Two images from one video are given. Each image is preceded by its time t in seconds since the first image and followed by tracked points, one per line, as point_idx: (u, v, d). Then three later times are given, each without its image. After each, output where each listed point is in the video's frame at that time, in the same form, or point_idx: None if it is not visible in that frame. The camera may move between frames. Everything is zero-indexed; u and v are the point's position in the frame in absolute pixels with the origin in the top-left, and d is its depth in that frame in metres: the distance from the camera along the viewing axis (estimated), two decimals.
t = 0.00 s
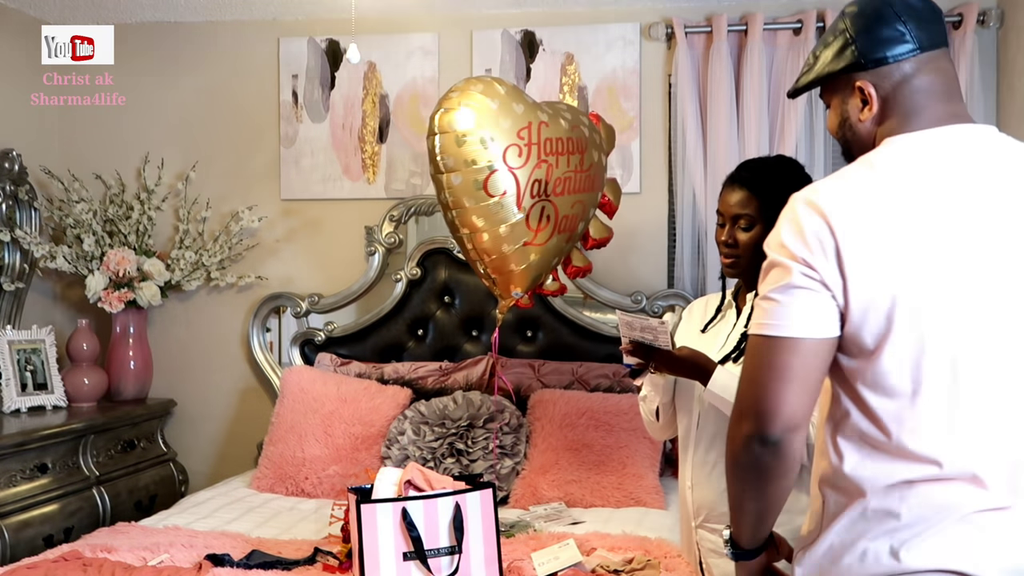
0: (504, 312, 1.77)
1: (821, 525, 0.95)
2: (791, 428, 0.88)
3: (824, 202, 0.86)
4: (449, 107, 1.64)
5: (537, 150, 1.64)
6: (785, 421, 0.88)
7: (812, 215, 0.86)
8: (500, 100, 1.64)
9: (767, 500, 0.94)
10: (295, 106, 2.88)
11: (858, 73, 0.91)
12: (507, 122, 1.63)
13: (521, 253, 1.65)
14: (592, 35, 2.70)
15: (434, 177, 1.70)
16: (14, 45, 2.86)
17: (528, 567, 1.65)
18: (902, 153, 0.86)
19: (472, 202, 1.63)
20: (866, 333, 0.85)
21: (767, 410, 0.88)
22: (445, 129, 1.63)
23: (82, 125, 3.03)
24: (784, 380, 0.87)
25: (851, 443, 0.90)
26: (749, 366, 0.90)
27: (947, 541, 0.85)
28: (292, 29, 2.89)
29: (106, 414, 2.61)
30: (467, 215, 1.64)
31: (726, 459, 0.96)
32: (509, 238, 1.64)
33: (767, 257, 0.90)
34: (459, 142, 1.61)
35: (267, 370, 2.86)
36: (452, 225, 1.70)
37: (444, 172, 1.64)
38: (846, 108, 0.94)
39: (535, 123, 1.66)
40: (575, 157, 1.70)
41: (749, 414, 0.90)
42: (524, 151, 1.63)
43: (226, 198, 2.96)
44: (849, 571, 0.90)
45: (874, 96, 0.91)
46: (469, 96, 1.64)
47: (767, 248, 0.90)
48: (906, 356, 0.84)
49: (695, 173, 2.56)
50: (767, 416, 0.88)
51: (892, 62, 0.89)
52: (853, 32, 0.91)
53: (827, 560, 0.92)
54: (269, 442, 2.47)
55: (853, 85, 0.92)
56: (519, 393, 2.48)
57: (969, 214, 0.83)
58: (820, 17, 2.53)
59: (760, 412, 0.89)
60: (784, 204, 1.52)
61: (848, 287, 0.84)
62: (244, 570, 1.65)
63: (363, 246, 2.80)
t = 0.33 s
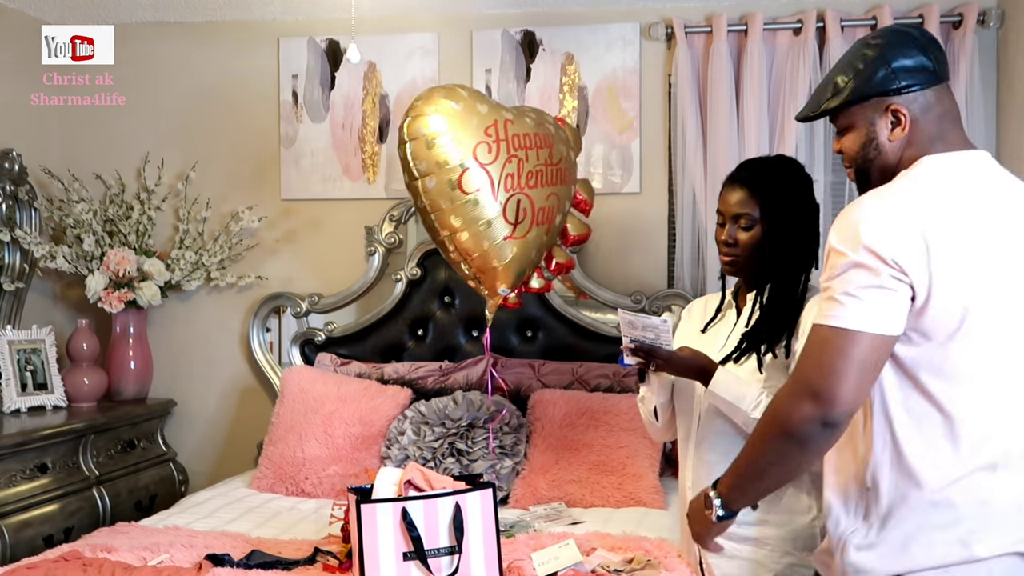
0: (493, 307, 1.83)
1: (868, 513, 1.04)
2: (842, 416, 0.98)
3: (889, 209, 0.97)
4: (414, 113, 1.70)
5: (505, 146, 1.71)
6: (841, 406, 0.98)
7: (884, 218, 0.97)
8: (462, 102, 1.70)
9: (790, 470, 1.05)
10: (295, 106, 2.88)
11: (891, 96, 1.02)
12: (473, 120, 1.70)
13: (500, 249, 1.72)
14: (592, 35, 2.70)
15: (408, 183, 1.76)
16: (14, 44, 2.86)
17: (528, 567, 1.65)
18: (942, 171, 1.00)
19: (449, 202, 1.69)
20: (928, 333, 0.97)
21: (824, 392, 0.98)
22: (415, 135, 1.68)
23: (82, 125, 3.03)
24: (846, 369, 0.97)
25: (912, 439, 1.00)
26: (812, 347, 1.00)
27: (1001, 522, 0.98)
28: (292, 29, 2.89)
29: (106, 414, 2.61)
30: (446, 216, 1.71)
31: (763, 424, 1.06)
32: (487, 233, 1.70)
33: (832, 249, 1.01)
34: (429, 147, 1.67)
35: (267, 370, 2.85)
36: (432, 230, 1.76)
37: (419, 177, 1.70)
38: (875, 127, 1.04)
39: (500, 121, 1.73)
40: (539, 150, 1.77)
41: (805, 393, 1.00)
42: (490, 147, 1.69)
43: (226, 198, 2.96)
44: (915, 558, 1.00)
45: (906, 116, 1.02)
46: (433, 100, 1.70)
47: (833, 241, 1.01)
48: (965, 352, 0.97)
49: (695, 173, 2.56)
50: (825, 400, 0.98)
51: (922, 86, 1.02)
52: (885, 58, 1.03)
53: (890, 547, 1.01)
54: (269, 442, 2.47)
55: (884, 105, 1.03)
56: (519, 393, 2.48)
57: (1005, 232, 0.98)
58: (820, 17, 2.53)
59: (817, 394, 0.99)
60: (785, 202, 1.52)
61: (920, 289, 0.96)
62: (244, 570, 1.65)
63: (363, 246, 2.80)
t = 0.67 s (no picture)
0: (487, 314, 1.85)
1: (943, 496, 1.15)
2: (873, 410, 1.11)
3: (914, 218, 1.10)
4: (424, 112, 1.70)
5: (511, 152, 1.73)
6: (874, 400, 1.10)
7: (906, 228, 1.09)
8: (470, 106, 1.72)
9: (825, 458, 1.19)
10: (295, 105, 2.88)
11: (880, 118, 1.16)
12: (482, 124, 1.71)
13: (500, 255, 1.73)
14: (592, 35, 2.70)
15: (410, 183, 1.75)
16: (14, 44, 2.86)
17: (528, 567, 1.65)
18: (948, 178, 1.15)
19: (454, 204, 1.69)
20: (968, 323, 1.13)
21: (857, 389, 1.11)
22: (425, 134, 1.68)
23: (81, 125, 3.03)
24: (876, 369, 1.09)
25: (978, 424, 1.13)
26: (843, 346, 1.12)
27: None
28: (292, 29, 2.89)
29: (106, 414, 2.61)
30: (450, 218, 1.71)
31: (797, 417, 1.20)
32: (491, 237, 1.72)
33: (861, 255, 1.13)
34: (437, 147, 1.67)
35: (267, 370, 2.85)
36: (431, 231, 1.76)
37: (424, 177, 1.70)
38: (867, 146, 1.17)
39: (505, 127, 1.75)
40: (537, 159, 1.81)
41: (840, 391, 1.12)
42: (498, 153, 1.72)
43: (226, 198, 2.96)
44: (997, 532, 1.13)
45: (893, 134, 1.17)
46: (443, 101, 1.71)
47: (861, 250, 1.13)
48: (1003, 338, 1.13)
49: (695, 172, 2.56)
50: (858, 398, 1.11)
51: (898, 107, 1.17)
52: (869, 85, 1.16)
53: (974, 526, 1.13)
54: (269, 442, 2.47)
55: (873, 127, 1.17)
56: (519, 393, 2.47)
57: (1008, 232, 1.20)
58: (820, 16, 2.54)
59: (852, 391, 1.11)
60: (784, 202, 1.52)
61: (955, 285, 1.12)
62: (244, 570, 1.65)
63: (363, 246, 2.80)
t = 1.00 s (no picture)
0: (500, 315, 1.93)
1: (972, 492, 1.17)
2: (900, 421, 1.11)
3: (930, 227, 1.11)
4: (450, 113, 1.84)
5: (526, 153, 1.89)
6: (903, 409, 1.10)
7: (921, 240, 1.11)
8: (488, 110, 1.87)
9: (850, 466, 1.19)
10: (295, 105, 2.88)
11: (860, 139, 1.19)
12: (502, 126, 1.86)
13: (519, 249, 1.85)
14: (592, 35, 2.70)
15: (434, 180, 1.87)
16: (14, 44, 2.86)
17: (528, 567, 1.65)
18: (940, 188, 1.18)
19: (481, 197, 1.81)
20: (981, 326, 1.15)
21: (886, 400, 1.10)
22: (451, 132, 1.82)
23: (81, 125, 3.03)
24: (901, 378, 1.09)
25: (1000, 418, 1.16)
26: (866, 357, 1.12)
27: None
28: (292, 29, 2.89)
29: (106, 414, 2.61)
30: (476, 211, 1.82)
31: (821, 426, 1.19)
32: (515, 229, 1.84)
33: (876, 267, 1.13)
34: (463, 145, 1.81)
35: (267, 370, 2.85)
36: (451, 227, 1.87)
37: (452, 172, 1.82)
38: (850, 165, 1.20)
39: (521, 131, 1.92)
40: (543, 161, 1.96)
41: (867, 402, 1.12)
42: (516, 153, 1.87)
43: (226, 198, 2.96)
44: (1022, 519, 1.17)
45: (873, 153, 1.20)
46: (467, 104, 1.86)
47: (876, 261, 1.13)
48: (1009, 334, 1.17)
49: (695, 172, 2.56)
50: (885, 407, 1.11)
51: (877, 126, 1.20)
52: (852, 107, 1.18)
53: (1002, 518, 1.16)
54: (269, 442, 2.47)
55: (853, 147, 1.19)
56: (519, 393, 2.47)
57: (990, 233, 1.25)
58: (820, 16, 2.54)
59: (880, 403, 1.11)
60: (781, 203, 1.52)
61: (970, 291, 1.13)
62: (244, 570, 1.65)
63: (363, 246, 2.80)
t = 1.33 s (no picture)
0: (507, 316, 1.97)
1: (950, 500, 1.16)
2: (927, 422, 1.08)
3: (935, 227, 1.11)
4: (490, 113, 1.86)
5: (552, 162, 1.93)
6: (930, 408, 1.07)
7: (932, 239, 1.10)
8: (524, 116, 1.90)
9: (873, 471, 1.15)
10: (295, 105, 2.88)
11: (859, 135, 1.19)
12: (538, 135, 1.90)
13: (536, 259, 1.91)
14: (592, 35, 2.70)
15: (464, 177, 1.87)
16: (14, 45, 2.86)
17: (528, 567, 1.65)
18: (939, 190, 1.17)
19: (511, 201, 1.84)
20: (979, 329, 1.13)
21: (912, 401, 1.07)
22: (489, 133, 1.84)
23: (81, 125, 3.03)
24: (922, 377, 1.07)
25: (982, 426, 1.14)
26: (884, 359, 1.09)
27: None
28: (292, 29, 2.89)
29: (106, 414, 2.61)
30: (504, 214, 1.84)
31: (846, 429, 1.16)
32: (537, 238, 1.89)
33: (889, 266, 1.11)
34: (501, 147, 1.83)
35: (267, 370, 2.85)
36: (475, 226, 1.88)
37: (486, 171, 1.83)
38: (848, 161, 1.20)
39: (551, 143, 1.98)
40: (565, 173, 2.00)
41: (894, 403, 1.08)
42: (546, 163, 1.91)
43: (226, 198, 2.96)
44: (1001, 531, 1.14)
45: (870, 148, 1.20)
46: (508, 107, 1.89)
47: (889, 260, 1.11)
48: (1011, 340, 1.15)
49: (695, 172, 2.56)
50: (911, 409, 1.07)
51: (876, 120, 1.19)
52: (850, 103, 1.18)
53: (977, 528, 1.15)
54: (269, 442, 2.47)
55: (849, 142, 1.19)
56: (519, 393, 2.47)
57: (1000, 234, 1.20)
58: (820, 16, 2.54)
59: (907, 403, 1.07)
60: (770, 203, 1.52)
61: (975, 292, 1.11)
62: (244, 570, 1.65)
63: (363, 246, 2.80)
